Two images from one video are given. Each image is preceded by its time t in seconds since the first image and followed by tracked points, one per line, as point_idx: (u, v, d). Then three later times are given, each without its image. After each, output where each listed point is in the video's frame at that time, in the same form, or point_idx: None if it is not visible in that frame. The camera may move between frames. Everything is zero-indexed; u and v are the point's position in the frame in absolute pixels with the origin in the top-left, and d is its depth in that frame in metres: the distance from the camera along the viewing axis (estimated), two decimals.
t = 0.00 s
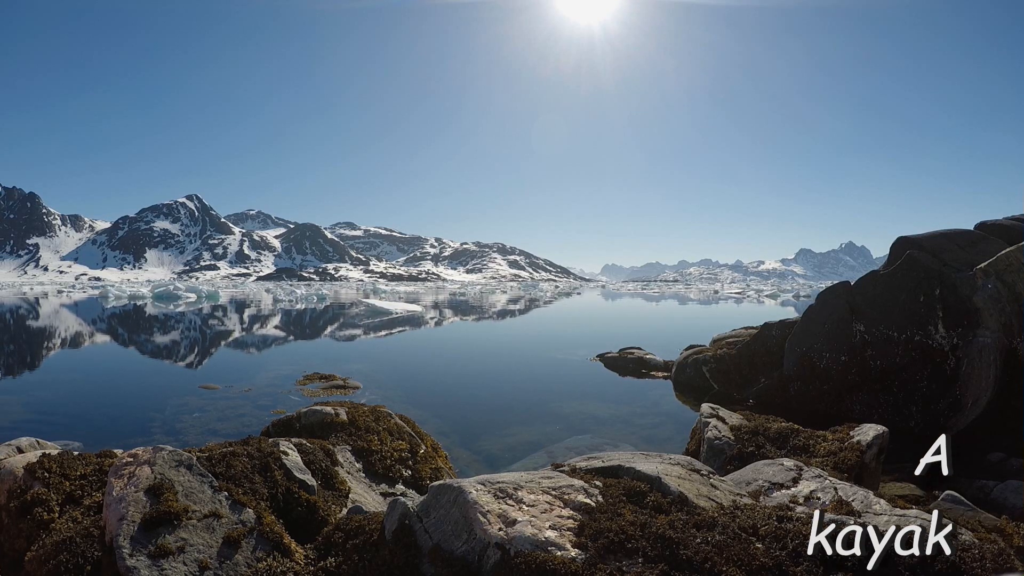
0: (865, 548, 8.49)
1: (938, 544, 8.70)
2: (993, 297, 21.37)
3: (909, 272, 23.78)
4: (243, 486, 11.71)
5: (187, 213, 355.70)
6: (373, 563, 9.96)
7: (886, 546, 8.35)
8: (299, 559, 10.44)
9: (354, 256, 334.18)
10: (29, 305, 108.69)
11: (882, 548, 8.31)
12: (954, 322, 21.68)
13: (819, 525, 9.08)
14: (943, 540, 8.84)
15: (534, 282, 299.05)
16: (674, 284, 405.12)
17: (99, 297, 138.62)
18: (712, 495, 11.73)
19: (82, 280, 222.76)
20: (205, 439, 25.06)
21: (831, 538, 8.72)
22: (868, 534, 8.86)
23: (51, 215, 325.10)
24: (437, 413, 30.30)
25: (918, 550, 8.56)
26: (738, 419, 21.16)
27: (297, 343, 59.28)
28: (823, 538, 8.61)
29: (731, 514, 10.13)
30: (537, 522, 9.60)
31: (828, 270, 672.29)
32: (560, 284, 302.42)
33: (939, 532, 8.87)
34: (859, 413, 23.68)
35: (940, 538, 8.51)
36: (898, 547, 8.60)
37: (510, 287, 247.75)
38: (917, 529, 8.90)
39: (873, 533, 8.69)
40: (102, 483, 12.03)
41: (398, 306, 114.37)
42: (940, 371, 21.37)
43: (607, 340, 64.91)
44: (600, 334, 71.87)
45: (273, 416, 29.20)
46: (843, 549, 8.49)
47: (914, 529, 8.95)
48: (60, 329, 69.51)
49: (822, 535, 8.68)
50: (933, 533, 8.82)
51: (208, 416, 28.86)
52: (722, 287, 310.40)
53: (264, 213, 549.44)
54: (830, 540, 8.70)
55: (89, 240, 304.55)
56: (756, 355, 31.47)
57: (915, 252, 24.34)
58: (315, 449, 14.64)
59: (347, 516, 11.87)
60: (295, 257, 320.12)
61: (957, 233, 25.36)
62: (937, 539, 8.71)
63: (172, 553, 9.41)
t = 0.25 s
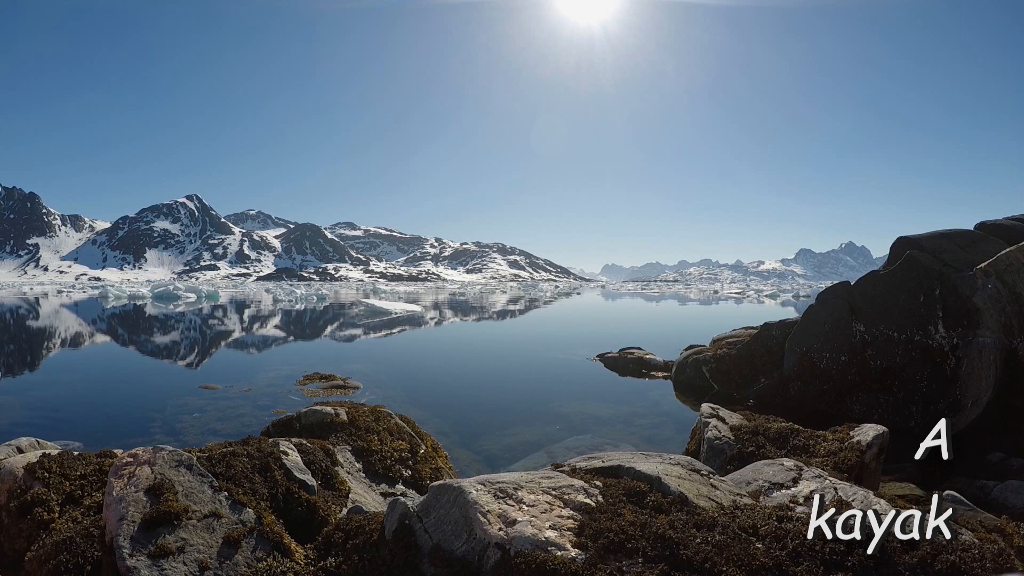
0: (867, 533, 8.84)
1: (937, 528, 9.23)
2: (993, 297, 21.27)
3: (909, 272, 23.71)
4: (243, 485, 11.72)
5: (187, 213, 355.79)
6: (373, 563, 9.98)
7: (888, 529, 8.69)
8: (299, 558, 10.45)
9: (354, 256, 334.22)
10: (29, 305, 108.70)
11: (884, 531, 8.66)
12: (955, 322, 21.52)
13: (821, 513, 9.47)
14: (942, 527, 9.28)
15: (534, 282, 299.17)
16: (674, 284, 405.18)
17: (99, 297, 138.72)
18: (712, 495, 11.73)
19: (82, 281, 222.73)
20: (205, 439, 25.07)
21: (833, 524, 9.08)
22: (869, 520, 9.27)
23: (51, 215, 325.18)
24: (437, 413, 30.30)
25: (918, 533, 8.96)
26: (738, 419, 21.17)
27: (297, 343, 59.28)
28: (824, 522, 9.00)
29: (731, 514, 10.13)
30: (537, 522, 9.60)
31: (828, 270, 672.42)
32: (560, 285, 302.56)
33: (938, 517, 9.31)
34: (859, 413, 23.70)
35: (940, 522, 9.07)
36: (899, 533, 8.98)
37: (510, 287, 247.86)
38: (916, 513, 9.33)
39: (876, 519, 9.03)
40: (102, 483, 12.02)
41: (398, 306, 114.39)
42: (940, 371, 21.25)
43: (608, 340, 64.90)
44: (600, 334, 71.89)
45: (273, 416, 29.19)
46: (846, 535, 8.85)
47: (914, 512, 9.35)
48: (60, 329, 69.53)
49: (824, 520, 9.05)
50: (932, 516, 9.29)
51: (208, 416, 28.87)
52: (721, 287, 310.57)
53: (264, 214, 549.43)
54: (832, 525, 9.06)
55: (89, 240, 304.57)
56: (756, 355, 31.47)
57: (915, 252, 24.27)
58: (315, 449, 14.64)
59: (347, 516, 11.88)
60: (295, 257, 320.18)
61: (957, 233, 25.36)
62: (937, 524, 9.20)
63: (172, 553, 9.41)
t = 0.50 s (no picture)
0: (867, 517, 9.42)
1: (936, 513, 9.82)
2: (993, 297, 21.24)
3: (909, 272, 23.69)
4: (243, 485, 11.72)
5: (187, 213, 355.89)
6: (373, 563, 9.99)
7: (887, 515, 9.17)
8: (299, 559, 10.46)
9: (354, 256, 334.28)
10: (29, 305, 108.69)
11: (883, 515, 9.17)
12: (955, 322, 21.50)
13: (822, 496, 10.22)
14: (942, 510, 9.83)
15: (534, 282, 299.15)
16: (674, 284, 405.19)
17: (99, 297, 138.76)
18: (712, 495, 11.73)
19: (82, 280, 222.72)
20: (205, 439, 25.08)
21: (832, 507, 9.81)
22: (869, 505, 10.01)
23: (51, 215, 324.98)
24: (437, 413, 30.32)
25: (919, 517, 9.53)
26: (738, 419, 21.17)
27: (297, 343, 59.30)
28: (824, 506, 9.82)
29: (731, 514, 10.13)
30: (537, 522, 9.60)
31: (828, 270, 672.56)
32: (560, 285, 302.64)
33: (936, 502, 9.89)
34: (859, 413, 23.70)
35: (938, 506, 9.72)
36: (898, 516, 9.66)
37: (510, 287, 247.83)
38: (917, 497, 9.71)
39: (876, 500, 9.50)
40: (102, 483, 12.03)
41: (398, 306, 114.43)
42: (940, 371, 21.23)
43: (607, 340, 64.91)
44: (599, 334, 71.89)
45: (273, 416, 29.21)
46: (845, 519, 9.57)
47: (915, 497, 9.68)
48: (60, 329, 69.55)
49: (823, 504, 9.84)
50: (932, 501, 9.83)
51: (208, 416, 28.87)
52: (721, 287, 310.70)
53: (264, 214, 550.03)
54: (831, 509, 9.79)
55: (89, 240, 304.59)
56: (756, 355, 31.48)
57: (915, 252, 24.27)
58: (315, 449, 14.64)
59: (347, 516, 11.88)
60: (295, 258, 320.20)
61: (957, 233, 25.35)
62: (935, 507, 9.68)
63: (172, 553, 9.41)
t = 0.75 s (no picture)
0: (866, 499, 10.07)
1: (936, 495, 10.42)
2: (993, 297, 21.20)
3: (909, 272, 23.68)
4: (243, 486, 11.72)
5: (187, 213, 355.93)
6: (373, 563, 10.01)
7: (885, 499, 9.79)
8: (299, 558, 10.46)
9: (354, 256, 334.34)
10: (29, 305, 108.61)
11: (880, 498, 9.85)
12: (955, 322, 21.51)
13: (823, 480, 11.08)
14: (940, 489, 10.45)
15: (534, 282, 299.12)
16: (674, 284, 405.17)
17: (99, 297, 138.77)
18: (712, 495, 11.73)
19: (82, 280, 222.80)
20: (205, 439, 25.07)
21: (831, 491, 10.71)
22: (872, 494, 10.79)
23: (51, 215, 324.86)
24: (437, 414, 30.30)
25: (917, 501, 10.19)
26: (738, 419, 21.16)
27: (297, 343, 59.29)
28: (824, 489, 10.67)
29: (731, 514, 10.13)
30: (537, 522, 9.60)
31: (828, 270, 672.54)
32: (560, 285, 302.59)
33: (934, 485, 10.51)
34: (859, 413, 23.70)
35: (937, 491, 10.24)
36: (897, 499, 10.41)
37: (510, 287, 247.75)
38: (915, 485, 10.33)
39: (875, 483, 10.11)
40: (102, 483, 12.03)
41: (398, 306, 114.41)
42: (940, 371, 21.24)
43: (607, 340, 64.89)
44: (600, 334, 71.87)
45: (273, 416, 29.21)
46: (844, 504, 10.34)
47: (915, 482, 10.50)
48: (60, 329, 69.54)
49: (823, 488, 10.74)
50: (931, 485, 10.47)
51: (208, 416, 28.87)
52: (721, 287, 310.59)
53: (264, 214, 550.22)
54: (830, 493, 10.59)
55: (89, 240, 304.59)
56: (756, 355, 31.48)
57: (915, 252, 24.27)
58: (315, 449, 14.64)
59: (347, 516, 11.88)
60: (295, 258, 320.17)
61: (957, 233, 25.35)
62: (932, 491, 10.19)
63: (171, 553, 9.41)
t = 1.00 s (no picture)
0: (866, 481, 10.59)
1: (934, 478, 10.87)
2: (993, 297, 21.16)
3: (909, 273, 23.73)
4: (243, 485, 11.72)
5: (187, 213, 355.97)
6: (373, 563, 10.00)
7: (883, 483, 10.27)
8: (299, 559, 10.46)
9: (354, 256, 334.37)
10: (29, 305, 108.54)
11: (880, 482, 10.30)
12: (955, 322, 21.49)
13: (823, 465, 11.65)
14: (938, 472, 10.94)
15: (534, 282, 299.19)
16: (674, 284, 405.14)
17: (99, 297, 138.75)
18: (712, 495, 11.73)
19: (82, 280, 222.79)
20: (205, 439, 25.07)
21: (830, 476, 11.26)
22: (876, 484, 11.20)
23: (51, 215, 324.77)
24: (437, 414, 30.30)
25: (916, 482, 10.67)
26: (738, 419, 21.16)
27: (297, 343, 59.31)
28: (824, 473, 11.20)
29: (731, 514, 10.13)
30: (537, 522, 9.60)
31: (828, 270, 672.55)
32: (560, 285, 302.64)
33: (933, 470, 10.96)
34: (859, 413, 23.71)
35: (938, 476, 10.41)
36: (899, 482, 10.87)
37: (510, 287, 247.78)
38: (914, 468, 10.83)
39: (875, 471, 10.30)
40: (102, 483, 12.03)
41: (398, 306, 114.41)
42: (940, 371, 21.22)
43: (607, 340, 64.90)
44: (599, 334, 71.92)
45: (273, 416, 29.22)
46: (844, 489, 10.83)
47: (915, 464, 11.20)
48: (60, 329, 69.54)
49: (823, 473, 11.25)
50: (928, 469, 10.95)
51: (208, 416, 28.88)
52: (721, 287, 310.54)
53: (264, 214, 550.38)
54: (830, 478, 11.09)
55: (89, 240, 304.55)
56: (756, 355, 31.48)
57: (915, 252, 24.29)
58: (315, 449, 14.64)
59: (347, 516, 11.88)
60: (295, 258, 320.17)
61: (957, 233, 25.35)
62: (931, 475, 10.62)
63: (172, 553, 9.41)
